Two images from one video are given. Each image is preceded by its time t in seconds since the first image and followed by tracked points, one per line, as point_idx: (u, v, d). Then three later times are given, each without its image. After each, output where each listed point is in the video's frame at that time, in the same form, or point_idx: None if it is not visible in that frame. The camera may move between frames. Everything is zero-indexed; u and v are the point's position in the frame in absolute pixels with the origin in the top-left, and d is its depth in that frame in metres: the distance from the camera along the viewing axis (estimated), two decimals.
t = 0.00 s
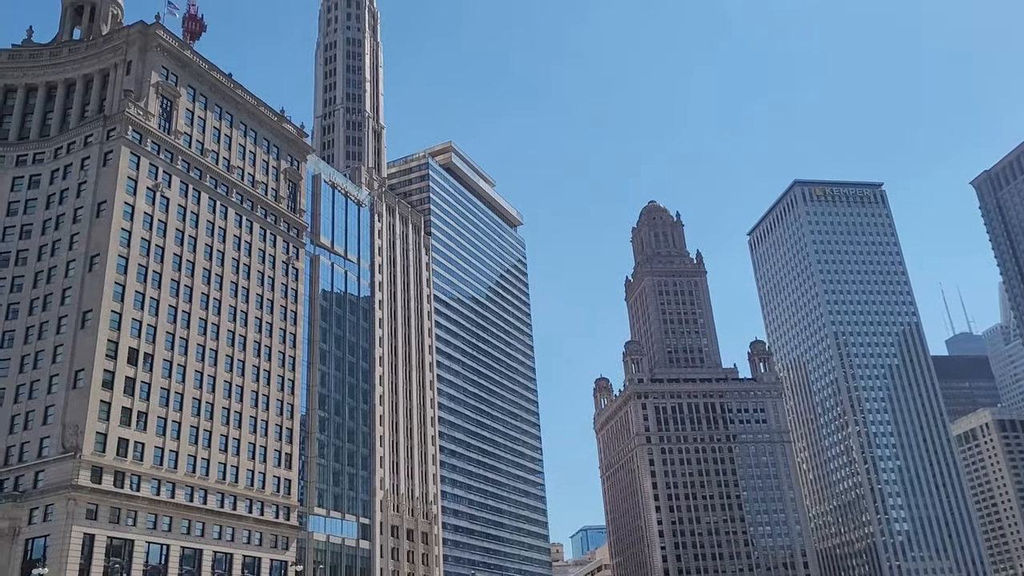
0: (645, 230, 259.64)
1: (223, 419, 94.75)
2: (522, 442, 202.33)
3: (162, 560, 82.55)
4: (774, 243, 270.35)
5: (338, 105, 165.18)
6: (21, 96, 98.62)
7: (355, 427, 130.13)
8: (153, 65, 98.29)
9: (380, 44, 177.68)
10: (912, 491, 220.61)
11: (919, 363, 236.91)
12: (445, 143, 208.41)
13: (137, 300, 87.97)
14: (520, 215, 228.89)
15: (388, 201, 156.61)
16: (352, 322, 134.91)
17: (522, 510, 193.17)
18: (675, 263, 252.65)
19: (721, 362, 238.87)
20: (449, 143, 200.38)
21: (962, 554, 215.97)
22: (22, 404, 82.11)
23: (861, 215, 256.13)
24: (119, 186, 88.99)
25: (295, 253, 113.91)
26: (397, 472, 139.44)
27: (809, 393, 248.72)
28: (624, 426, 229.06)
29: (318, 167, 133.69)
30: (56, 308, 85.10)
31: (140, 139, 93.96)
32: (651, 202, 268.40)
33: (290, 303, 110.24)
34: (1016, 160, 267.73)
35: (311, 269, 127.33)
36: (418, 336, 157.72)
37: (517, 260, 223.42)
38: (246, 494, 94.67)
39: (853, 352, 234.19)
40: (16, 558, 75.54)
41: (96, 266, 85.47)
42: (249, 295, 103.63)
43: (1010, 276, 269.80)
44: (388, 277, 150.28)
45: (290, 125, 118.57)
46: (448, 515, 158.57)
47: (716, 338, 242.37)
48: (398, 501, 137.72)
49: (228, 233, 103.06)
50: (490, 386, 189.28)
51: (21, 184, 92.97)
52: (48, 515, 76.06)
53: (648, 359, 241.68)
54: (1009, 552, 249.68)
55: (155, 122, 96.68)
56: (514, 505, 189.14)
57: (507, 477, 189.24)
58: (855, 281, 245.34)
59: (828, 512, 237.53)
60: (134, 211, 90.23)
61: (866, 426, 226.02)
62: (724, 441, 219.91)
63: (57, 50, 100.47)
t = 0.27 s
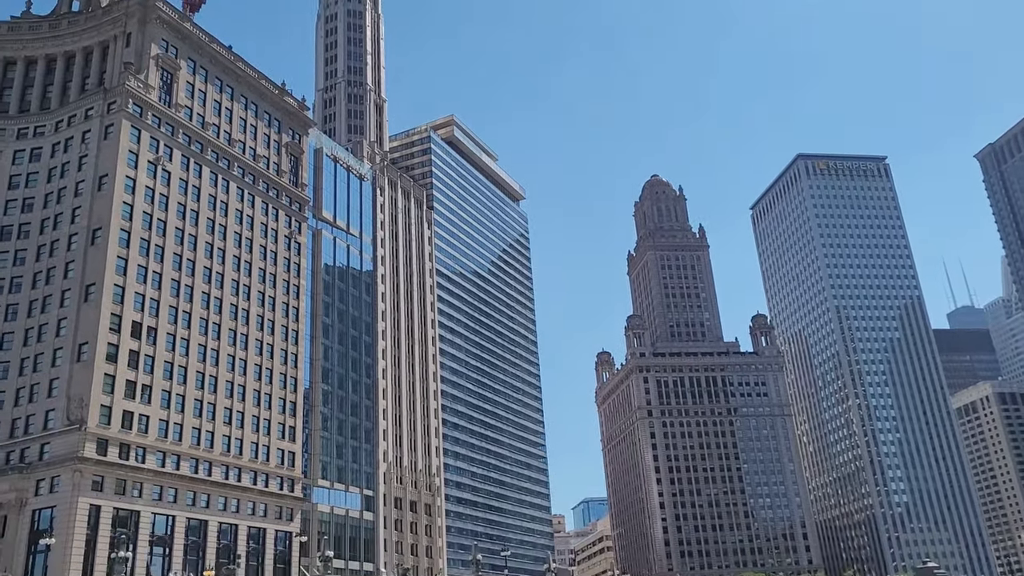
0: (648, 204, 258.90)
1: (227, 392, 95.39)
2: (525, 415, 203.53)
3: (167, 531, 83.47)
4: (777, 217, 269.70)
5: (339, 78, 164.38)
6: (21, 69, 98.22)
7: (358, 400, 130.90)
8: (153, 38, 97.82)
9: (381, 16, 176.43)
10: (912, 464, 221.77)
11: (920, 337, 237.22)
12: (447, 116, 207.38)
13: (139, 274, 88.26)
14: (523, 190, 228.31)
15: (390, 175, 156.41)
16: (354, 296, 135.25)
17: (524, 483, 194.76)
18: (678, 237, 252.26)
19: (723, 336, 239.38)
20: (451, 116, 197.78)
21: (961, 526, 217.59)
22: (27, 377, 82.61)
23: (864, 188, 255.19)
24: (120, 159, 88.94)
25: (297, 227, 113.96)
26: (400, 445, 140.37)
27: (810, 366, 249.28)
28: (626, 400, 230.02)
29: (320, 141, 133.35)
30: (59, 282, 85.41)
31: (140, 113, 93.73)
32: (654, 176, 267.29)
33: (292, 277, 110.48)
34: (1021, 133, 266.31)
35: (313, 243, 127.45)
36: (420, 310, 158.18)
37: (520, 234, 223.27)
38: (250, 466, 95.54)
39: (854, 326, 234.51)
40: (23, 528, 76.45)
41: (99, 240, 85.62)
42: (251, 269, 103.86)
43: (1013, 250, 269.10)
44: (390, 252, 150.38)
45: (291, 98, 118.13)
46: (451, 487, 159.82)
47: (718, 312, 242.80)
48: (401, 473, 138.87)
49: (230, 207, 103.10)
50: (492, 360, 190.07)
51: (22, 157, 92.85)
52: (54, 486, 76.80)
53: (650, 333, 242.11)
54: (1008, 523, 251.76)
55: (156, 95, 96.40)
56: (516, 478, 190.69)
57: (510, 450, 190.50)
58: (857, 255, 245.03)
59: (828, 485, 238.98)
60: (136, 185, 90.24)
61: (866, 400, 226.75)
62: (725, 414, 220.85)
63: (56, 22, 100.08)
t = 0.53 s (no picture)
0: (654, 180, 257.84)
1: (234, 369, 95.82)
2: (531, 392, 204.26)
3: (176, 507, 84.21)
4: (784, 193, 268.48)
5: (344, 55, 163.52)
6: (25, 46, 97.79)
7: (365, 377, 131.40)
8: (157, 14, 97.29)
9: None
10: (917, 440, 222.30)
11: (926, 314, 236.91)
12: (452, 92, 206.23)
13: (146, 252, 88.43)
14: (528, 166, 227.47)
15: (395, 152, 156.02)
16: (360, 274, 135.35)
17: (530, 459, 195.80)
18: (684, 214, 251.46)
19: (728, 313, 239.30)
20: (456, 92, 196.89)
21: (965, 502, 218.45)
22: (35, 355, 83.02)
23: (872, 164, 253.70)
24: (125, 137, 88.82)
25: (302, 204, 113.85)
26: (406, 422, 141.02)
27: (816, 343, 249.22)
28: (631, 376, 230.42)
29: (325, 118, 132.94)
30: (66, 260, 85.59)
31: (145, 90, 93.46)
32: (660, 152, 265.98)
33: (298, 255, 110.55)
34: None
35: (319, 220, 127.38)
36: (426, 287, 158.33)
37: (525, 211, 222.87)
38: (257, 443, 96.19)
39: (861, 303, 234.20)
40: (34, 504, 77.15)
41: (105, 218, 85.68)
42: (257, 247, 103.93)
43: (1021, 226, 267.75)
44: (396, 229, 150.26)
45: (295, 75, 117.60)
46: (457, 464, 160.74)
47: (724, 289, 242.71)
48: (408, 450, 139.62)
49: (236, 185, 103.04)
50: (498, 337, 190.48)
51: (28, 135, 92.65)
52: (64, 462, 77.37)
53: (656, 310, 242.13)
54: (1013, 499, 252.47)
55: (160, 72, 96.07)
56: (522, 454, 191.73)
57: (516, 427, 191.35)
58: (864, 231, 244.14)
59: (833, 461, 239.77)
60: (141, 163, 90.17)
61: (872, 376, 226.87)
62: (730, 391, 221.18)
63: None
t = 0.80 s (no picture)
0: (657, 180, 257.67)
1: (237, 368, 95.94)
2: (534, 392, 204.27)
3: (180, 507, 84.34)
4: (788, 193, 268.10)
5: (348, 55, 163.62)
6: (30, 47, 97.95)
7: (368, 377, 131.46)
8: (161, 15, 97.48)
9: None
10: (921, 441, 221.86)
11: (931, 314, 236.39)
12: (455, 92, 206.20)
13: (150, 252, 88.59)
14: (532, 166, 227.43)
15: (399, 152, 156.12)
16: (364, 273, 135.37)
17: (534, 459, 195.78)
18: (687, 214, 251.23)
19: (732, 313, 239.11)
20: (460, 92, 197.20)
21: (969, 503, 217.99)
22: (39, 354, 83.22)
23: (876, 164, 253.21)
24: (130, 137, 89.00)
25: (306, 204, 113.96)
26: (410, 421, 141.10)
27: (820, 343, 248.81)
28: (635, 376, 230.12)
29: (329, 118, 133.06)
30: (71, 260, 85.77)
31: (149, 90, 93.63)
32: (664, 152, 265.75)
33: (302, 255, 110.64)
34: None
35: (322, 220, 127.49)
36: (430, 287, 158.37)
37: (529, 211, 222.87)
38: (261, 442, 96.30)
39: (865, 304, 233.80)
40: (38, 503, 77.31)
41: (109, 217, 85.84)
42: (261, 246, 104.05)
43: None
44: (399, 229, 150.30)
45: (299, 75, 117.70)
46: (461, 463, 160.80)
47: (728, 289, 242.53)
48: (411, 449, 139.63)
49: (240, 184, 103.20)
50: (502, 337, 190.43)
51: (33, 135, 92.80)
52: (68, 462, 77.51)
53: (660, 310, 241.98)
54: (1017, 500, 251.81)
55: (164, 73, 96.25)
56: (525, 454, 191.69)
57: (519, 426, 191.43)
58: (868, 231, 243.72)
59: (836, 462, 239.47)
60: (145, 162, 90.37)
61: (876, 376, 226.47)
62: (734, 391, 220.96)
63: None
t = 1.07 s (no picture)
0: (661, 181, 257.51)
1: (241, 367, 96.15)
2: (538, 392, 204.34)
3: (184, 505, 84.55)
4: (792, 193, 267.79)
5: (352, 54, 163.82)
6: (35, 46, 98.15)
7: (372, 376, 131.65)
8: (166, 14, 97.73)
9: None
10: (925, 442, 221.48)
11: (935, 314, 236.06)
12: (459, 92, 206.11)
13: (154, 250, 88.79)
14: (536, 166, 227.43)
15: (403, 152, 156.29)
16: (368, 273, 135.57)
17: (537, 459, 195.81)
18: (692, 214, 250.88)
19: (736, 313, 238.90)
20: (464, 92, 197.05)
21: (973, 504, 217.66)
22: (44, 352, 83.47)
23: (880, 164, 252.75)
24: (135, 136, 89.24)
25: (310, 203, 114.13)
26: (414, 421, 141.25)
27: (824, 344, 248.47)
28: (638, 376, 229.93)
29: (333, 118, 133.21)
30: (76, 258, 86.03)
31: (155, 89, 93.90)
32: (668, 152, 265.46)
33: (306, 254, 110.77)
34: None
35: (326, 219, 127.63)
36: (434, 287, 158.58)
37: (532, 210, 222.94)
38: (265, 441, 96.50)
39: (869, 304, 233.57)
40: (43, 501, 77.55)
41: (115, 216, 86.10)
42: (265, 245, 104.15)
43: None
44: (403, 228, 150.43)
45: (304, 74, 117.85)
46: (464, 463, 160.90)
47: (731, 290, 242.30)
48: (415, 448, 139.76)
49: (245, 184, 103.41)
50: (505, 337, 190.52)
51: (38, 134, 92.98)
52: (73, 460, 77.74)
53: (663, 310, 241.79)
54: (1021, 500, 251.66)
55: (170, 72, 96.50)
56: (529, 454, 191.72)
57: (523, 426, 191.50)
58: (872, 231, 243.37)
59: (840, 462, 239.21)
60: (150, 161, 90.60)
61: (880, 377, 226.17)
62: (737, 391, 220.83)
63: None
